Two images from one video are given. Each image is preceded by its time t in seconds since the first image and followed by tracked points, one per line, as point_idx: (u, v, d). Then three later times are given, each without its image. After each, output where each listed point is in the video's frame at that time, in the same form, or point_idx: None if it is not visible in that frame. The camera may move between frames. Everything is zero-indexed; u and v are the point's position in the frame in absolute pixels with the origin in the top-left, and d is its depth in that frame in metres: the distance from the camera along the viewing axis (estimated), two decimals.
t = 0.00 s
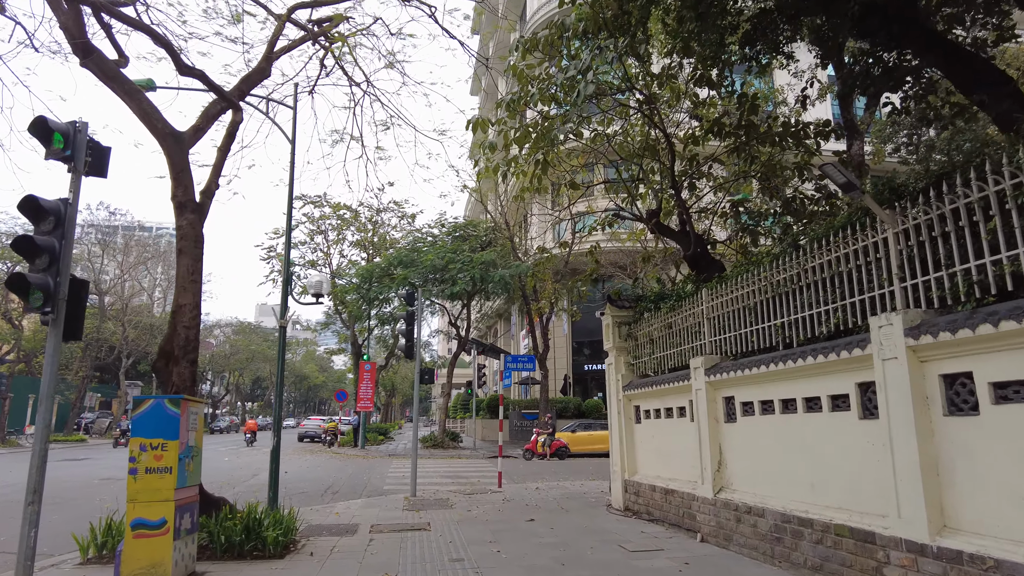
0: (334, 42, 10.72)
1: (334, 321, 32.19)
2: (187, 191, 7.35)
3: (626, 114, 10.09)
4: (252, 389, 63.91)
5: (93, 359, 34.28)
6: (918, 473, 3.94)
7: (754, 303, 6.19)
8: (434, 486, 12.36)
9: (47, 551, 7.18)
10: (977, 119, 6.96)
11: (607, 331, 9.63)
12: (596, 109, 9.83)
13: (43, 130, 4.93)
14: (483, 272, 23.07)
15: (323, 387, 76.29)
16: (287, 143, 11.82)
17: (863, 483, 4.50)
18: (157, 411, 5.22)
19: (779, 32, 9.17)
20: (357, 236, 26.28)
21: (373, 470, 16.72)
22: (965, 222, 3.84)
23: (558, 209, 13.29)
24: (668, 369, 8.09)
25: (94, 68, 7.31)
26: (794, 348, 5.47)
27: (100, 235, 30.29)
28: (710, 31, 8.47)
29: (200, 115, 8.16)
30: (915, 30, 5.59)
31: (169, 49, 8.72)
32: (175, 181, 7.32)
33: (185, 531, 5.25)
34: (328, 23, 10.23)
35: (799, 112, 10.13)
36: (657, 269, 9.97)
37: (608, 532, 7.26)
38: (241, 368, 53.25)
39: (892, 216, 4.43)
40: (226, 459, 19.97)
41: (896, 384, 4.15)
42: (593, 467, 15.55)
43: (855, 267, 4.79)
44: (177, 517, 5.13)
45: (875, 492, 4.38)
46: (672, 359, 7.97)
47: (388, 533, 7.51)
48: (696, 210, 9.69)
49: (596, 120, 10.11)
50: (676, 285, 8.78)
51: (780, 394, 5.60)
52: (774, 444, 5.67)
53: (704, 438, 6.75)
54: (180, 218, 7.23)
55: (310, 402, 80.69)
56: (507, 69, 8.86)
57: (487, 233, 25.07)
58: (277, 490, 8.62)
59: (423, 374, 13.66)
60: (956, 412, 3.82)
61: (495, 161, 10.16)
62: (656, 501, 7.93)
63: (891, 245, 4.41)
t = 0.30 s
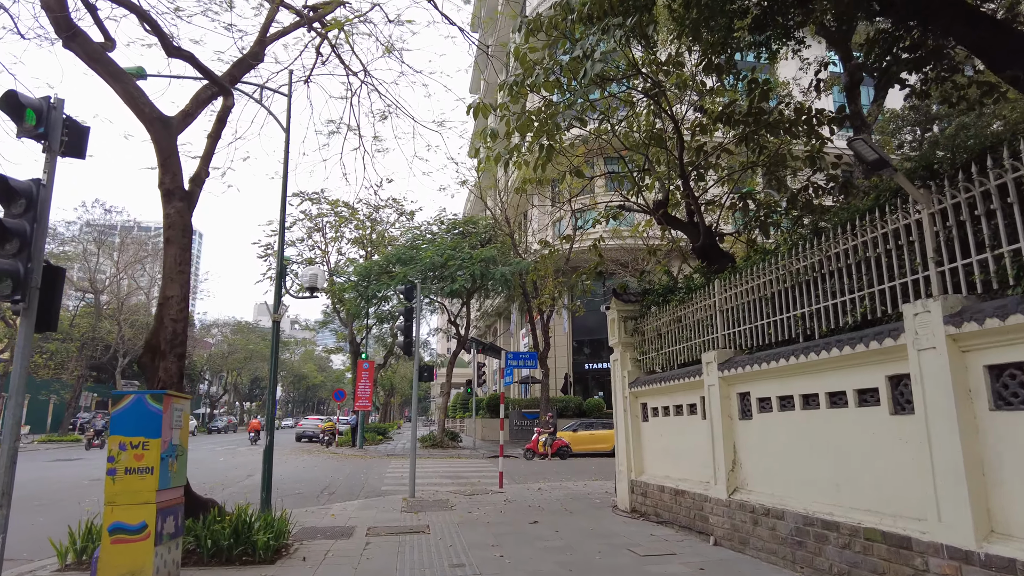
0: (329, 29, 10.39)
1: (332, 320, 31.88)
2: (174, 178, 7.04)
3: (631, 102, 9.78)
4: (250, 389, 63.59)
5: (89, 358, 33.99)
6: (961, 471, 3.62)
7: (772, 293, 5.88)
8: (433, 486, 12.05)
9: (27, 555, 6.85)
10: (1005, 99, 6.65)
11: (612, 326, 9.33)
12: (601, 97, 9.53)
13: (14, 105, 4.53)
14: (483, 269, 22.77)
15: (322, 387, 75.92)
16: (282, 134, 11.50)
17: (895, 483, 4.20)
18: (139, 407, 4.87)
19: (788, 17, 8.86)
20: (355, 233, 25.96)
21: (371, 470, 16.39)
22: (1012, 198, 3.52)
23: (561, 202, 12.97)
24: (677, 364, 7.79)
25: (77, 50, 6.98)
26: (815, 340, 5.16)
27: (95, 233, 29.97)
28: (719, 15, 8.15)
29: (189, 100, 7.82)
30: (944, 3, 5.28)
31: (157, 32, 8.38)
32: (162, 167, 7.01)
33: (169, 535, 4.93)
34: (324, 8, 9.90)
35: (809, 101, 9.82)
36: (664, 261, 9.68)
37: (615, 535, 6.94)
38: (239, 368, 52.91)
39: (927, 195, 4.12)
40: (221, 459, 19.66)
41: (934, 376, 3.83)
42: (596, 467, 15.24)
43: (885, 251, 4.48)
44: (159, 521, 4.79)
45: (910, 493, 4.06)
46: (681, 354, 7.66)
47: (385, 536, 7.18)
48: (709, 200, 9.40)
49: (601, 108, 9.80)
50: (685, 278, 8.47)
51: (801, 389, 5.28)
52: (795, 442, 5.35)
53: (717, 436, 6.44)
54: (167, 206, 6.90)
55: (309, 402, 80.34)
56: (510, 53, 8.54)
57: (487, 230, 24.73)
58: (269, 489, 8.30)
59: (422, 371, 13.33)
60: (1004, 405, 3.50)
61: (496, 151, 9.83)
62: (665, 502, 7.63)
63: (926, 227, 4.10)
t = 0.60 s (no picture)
0: (326, 18, 10.07)
1: (330, 320, 31.55)
2: (163, 167, 6.69)
3: (637, 93, 9.45)
4: (248, 389, 63.29)
5: (85, 359, 33.65)
6: (1015, 479, 3.31)
7: (795, 287, 5.55)
8: (434, 489, 11.73)
9: (6, 563, 6.51)
10: None
11: (618, 324, 9.02)
12: (607, 87, 9.21)
13: None
14: (484, 267, 22.47)
15: (321, 387, 75.49)
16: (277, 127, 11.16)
17: (937, 491, 3.88)
18: (119, 407, 4.52)
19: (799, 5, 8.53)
20: (354, 231, 25.64)
21: (369, 472, 16.04)
22: None
23: (564, 198, 12.66)
24: (689, 363, 7.47)
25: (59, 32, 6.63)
26: (842, 337, 4.83)
27: (91, 231, 29.64)
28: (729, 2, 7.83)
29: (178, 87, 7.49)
30: None
31: (146, 18, 8.04)
32: (149, 157, 6.66)
33: (152, 544, 4.59)
34: None
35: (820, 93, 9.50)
36: (672, 257, 9.37)
37: (626, 543, 6.61)
38: (238, 368, 52.59)
39: (971, 179, 3.79)
40: (217, 460, 19.31)
41: (983, 375, 3.51)
42: (600, 469, 14.95)
43: (922, 240, 4.15)
44: (141, 530, 4.46)
45: (957, 502, 3.74)
46: (694, 353, 7.34)
47: (383, 543, 6.85)
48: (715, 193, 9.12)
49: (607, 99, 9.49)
50: (696, 274, 8.15)
51: (828, 389, 4.96)
52: (820, 445, 5.03)
53: (734, 438, 6.12)
54: (155, 197, 6.57)
55: (307, 402, 80.05)
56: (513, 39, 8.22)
57: (488, 228, 24.37)
58: (263, 493, 7.96)
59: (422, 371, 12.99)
60: None
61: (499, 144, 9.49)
62: (676, 507, 7.31)
63: (969, 212, 3.77)
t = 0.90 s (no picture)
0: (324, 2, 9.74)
1: (329, 318, 31.22)
2: (152, 152, 6.35)
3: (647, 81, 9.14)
4: (247, 388, 62.97)
5: (82, 358, 33.33)
6: None
7: (821, 277, 5.23)
8: (435, 490, 11.40)
9: None
10: None
11: (628, 319, 8.70)
12: (616, 74, 8.90)
13: None
14: (485, 264, 22.15)
15: (320, 386, 75.09)
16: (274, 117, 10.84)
17: (992, 496, 3.56)
18: (100, 404, 4.17)
19: None
20: (353, 228, 25.32)
21: (369, 473, 15.70)
22: None
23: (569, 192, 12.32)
24: (705, 359, 7.14)
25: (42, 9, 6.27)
26: (877, 330, 4.51)
27: (87, 228, 29.30)
28: None
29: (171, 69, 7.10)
30: None
31: None
32: (138, 141, 6.32)
33: (135, 552, 4.26)
34: None
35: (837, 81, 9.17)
36: (683, 250, 9.07)
37: (639, 548, 6.28)
38: (236, 367, 52.26)
39: None
40: (214, 460, 18.98)
41: None
42: (605, 470, 14.63)
43: (970, 222, 3.82)
44: (123, 537, 4.12)
45: (1016, 509, 3.43)
46: (709, 349, 7.02)
47: (384, 548, 6.51)
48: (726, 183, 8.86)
49: (616, 88, 9.18)
50: (710, 266, 7.83)
51: (860, 385, 4.64)
52: (851, 445, 4.71)
53: (755, 437, 5.79)
54: (144, 182, 6.23)
55: (307, 402, 79.73)
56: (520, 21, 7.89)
57: (489, 225, 24.01)
58: (259, 494, 7.61)
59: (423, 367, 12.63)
60: None
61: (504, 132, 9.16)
62: (691, 510, 6.99)
63: None
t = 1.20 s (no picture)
0: None
1: (329, 315, 30.93)
2: (141, 135, 6.02)
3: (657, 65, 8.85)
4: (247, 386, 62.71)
5: (80, 355, 33.06)
6: None
7: (849, 263, 4.93)
8: (437, 489, 11.11)
9: None
10: None
11: (637, 312, 8.41)
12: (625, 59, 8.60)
13: None
14: (487, 259, 21.85)
15: (320, 384, 74.79)
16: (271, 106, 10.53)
17: None
18: (77, 397, 3.84)
19: None
20: (353, 224, 25.03)
21: (369, 471, 15.40)
22: None
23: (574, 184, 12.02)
24: (718, 353, 6.85)
25: None
26: (912, 318, 4.21)
27: (84, 224, 29.00)
28: None
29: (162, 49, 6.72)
30: None
31: None
32: (126, 123, 5.99)
33: (116, 557, 3.95)
34: None
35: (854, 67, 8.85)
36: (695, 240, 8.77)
37: (653, 551, 5.98)
38: (236, 365, 52.00)
39: None
40: (212, 458, 18.68)
41: None
42: (609, 468, 14.32)
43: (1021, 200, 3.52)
44: (101, 541, 3.81)
45: None
46: (725, 342, 6.71)
47: (384, 551, 6.21)
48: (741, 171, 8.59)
49: (625, 73, 8.89)
50: (723, 256, 7.54)
51: (894, 377, 4.33)
52: (884, 442, 4.41)
53: (777, 433, 5.49)
54: (131, 166, 5.91)
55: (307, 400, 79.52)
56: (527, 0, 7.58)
57: (491, 220, 23.68)
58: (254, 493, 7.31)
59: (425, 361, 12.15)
60: None
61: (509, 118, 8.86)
62: (706, 511, 6.69)
63: None
